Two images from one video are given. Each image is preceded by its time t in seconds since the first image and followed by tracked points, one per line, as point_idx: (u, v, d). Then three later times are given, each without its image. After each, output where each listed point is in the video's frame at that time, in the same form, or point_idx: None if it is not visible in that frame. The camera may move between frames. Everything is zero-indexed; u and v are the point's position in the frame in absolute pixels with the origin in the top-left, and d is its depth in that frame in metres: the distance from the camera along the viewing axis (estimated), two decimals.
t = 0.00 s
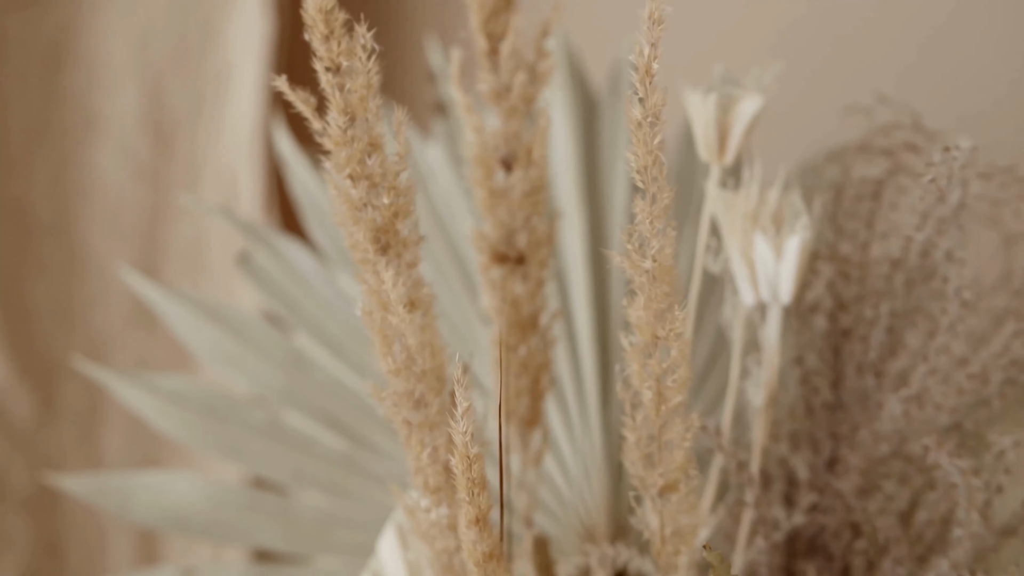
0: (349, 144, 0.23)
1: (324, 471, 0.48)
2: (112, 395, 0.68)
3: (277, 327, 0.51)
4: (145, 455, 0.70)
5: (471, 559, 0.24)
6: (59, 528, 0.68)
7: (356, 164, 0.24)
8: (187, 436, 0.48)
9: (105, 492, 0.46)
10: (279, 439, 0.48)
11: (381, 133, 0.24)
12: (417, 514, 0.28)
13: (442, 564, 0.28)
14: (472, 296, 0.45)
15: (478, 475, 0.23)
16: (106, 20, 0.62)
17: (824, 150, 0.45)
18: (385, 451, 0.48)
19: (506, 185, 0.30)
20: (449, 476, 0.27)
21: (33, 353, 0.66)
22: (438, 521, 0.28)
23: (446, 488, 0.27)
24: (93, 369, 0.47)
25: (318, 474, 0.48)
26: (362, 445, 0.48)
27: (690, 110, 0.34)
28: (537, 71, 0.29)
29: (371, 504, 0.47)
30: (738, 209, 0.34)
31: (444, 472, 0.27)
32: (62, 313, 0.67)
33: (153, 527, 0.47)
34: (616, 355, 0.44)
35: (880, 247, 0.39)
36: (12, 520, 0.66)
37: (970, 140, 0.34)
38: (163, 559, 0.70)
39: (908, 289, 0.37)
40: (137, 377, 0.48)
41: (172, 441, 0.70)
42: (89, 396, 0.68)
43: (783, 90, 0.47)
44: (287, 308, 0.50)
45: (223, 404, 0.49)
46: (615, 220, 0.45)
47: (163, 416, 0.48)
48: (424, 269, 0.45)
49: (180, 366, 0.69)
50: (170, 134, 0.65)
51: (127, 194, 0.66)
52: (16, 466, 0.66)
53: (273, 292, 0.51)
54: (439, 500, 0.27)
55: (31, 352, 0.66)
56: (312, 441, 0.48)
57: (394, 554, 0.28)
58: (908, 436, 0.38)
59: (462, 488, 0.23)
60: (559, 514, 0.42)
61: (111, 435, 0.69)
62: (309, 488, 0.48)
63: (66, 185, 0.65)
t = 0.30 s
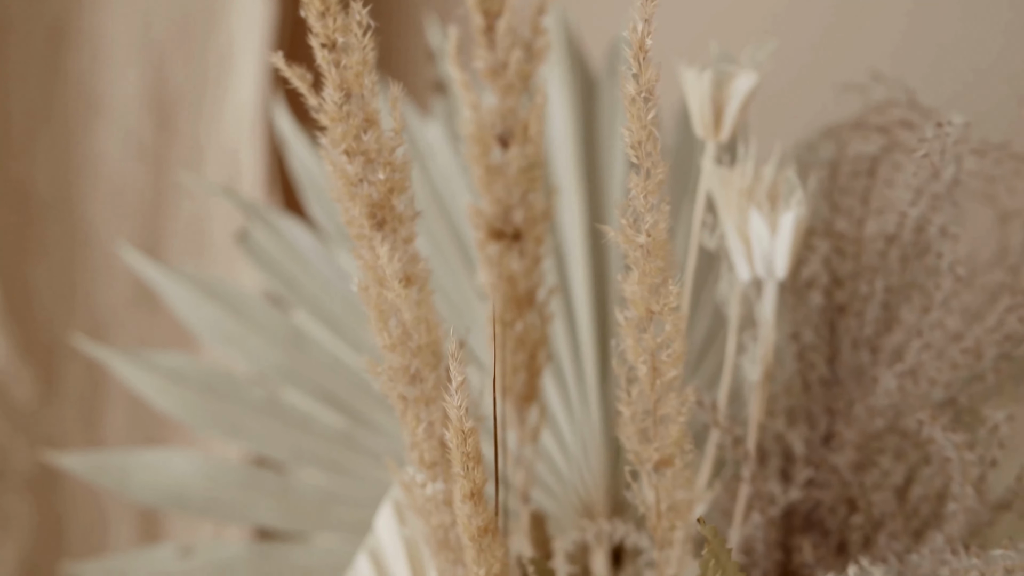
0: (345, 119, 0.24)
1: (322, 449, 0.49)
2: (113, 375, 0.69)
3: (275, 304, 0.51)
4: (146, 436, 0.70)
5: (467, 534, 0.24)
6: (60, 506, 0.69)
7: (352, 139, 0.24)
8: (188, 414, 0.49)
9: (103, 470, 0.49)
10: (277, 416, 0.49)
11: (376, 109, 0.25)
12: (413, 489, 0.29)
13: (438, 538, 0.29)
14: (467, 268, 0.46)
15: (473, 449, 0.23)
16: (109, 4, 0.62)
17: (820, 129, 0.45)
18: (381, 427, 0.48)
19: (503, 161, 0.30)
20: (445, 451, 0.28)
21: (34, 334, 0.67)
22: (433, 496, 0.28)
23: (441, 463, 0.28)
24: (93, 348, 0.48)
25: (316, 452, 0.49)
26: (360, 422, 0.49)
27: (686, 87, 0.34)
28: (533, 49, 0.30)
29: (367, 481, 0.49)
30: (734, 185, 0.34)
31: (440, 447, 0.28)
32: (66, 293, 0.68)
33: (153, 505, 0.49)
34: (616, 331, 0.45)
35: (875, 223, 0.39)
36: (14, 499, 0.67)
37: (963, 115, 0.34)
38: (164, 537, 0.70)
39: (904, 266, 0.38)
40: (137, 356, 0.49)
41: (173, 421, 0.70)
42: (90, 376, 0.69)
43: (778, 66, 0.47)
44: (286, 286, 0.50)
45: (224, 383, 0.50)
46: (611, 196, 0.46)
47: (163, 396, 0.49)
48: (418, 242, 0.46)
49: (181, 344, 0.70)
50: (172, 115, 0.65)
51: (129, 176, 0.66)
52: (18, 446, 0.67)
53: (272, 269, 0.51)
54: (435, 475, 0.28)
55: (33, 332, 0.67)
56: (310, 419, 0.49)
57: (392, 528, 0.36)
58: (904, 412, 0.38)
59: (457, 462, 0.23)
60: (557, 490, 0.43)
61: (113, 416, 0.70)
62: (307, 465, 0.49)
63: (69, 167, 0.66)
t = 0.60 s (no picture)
0: (340, 91, 0.24)
1: (320, 421, 0.50)
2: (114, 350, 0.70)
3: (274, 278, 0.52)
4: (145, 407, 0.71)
5: (460, 501, 0.24)
6: (61, 479, 0.70)
7: (347, 110, 0.24)
8: (185, 386, 0.50)
9: (102, 442, 0.49)
10: (276, 388, 0.50)
11: (371, 81, 0.25)
12: (408, 458, 0.30)
13: (433, 506, 0.29)
14: (466, 242, 0.46)
15: (466, 417, 0.23)
16: None
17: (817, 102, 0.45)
18: (378, 400, 0.49)
19: (500, 134, 0.31)
20: (439, 420, 0.28)
21: (36, 309, 0.68)
22: (428, 465, 0.29)
23: (436, 432, 0.28)
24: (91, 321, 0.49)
25: (316, 424, 0.50)
26: (358, 395, 0.49)
27: (681, 59, 0.34)
28: (529, 20, 0.30)
29: (364, 452, 0.49)
30: (729, 156, 0.35)
31: (434, 416, 0.28)
32: (67, 269, 0.69)
33: (152, 476, 0.50)
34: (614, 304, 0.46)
35: (870, 194, 0.39)
36: (17, 471, 0.69)
37: (957, 87, 0.34)
38: (164, 507, 0.71)
39: (898, 237, 0.38)
40: (136, 329, 0.50)
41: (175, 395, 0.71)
42: (91, 351, 0.70)
43: (773, 42, 0.46)
44: (286, 261, 0.51)
45: (223, 356, 0.50)
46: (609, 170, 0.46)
47: (163, 367, 0.50)
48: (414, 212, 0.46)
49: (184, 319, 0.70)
50: (174, 91, 0.65)
51: (132, 152, 0.66)
52: (20, 419, 0.68)
53: (271, 244, 0.51)
54: (430, 444, 0.28)
55: (35, 307, 0.68)
56: (310, 391, 0.50)
57: (388, 499, 0.37)
58: (896, 381, 0.38)
59: (450, 430, 0.23)
60: (553, 462, 0.44)
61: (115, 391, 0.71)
62: (307, 438, 0.50)
63: (71, 143, 0.67)
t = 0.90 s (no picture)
0: (335, 67, 0.24)
1: (319, 397, 0.51)
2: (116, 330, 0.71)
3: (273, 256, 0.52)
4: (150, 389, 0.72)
5: (455, 475, 0.25)
6: (62, 455, 0.71)
7: (342, 86, 0.25)
8: (185, 363, 0.50)
9: (102, 417, 0.50)
10: (275, 365, 0.51)
11: (366, 57, 0.25)
12: (404, 433, 0.30)
13: (428, 480, 0.30)
14: (462, 217, 0.47)
15: (460, 390, 0.24)
16: None
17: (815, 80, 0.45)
18: (376, 376, 0.49)
19: (495, 110, 0.31)
20: (434, 394, 0.28)
21: (37, 288, 0.69)
22: (423, 439, 0.29)
23: (430, 406, 0.28)
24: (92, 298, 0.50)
25: (314, 400, 0.51)
26: (356, 371, 0.50)
27: (677, 36, 0.34)
28: None
29: (362, 427, 0.50)
30: (726, 133, 0.35)
31: (429, 390, 0.28)
32: (68, 248, 0.69)
33: (151, 452, 0.51)
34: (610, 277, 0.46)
35: (866, 170, 0.40)
36: (18, 448, 0.69)
37: (951, 62, 0.34)
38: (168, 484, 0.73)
39: (894, 213, 0.38)
40: (137, 306, 0.51)
41: (175, 374, 0.72)
42: (93, 332, 0.71)
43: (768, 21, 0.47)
44: (286, 238, 0.51)
45: (224, 333, 0.51)
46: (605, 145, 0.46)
47: (163, 345, 0.50)
48: (412, 188, 0.47)
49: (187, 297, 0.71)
50: (176, 72, 0.65)
51: (133, 133, 0.67)
52: (24, 396, 0.69)
53: (270, 221, 0.52)
54: (424, 417, 0.28)
55: (36, 286, 0.69)
56: (309, 367, 0.51)
57: (384, 474, 0.38)
58: (891, 356, 0.39)
59: (445, 404, 0.24)
60: (551, 438, 0.44)
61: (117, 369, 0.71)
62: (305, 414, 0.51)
63: (73, 123, 0.67)
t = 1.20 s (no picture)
0: (330, 40, 0.25)
1: (317, 370, 0.51)
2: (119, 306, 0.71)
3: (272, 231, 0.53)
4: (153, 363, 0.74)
5: (448, 443, 0.25)
6: (65, 430, 0.72)
7: (337, 59, 0.25)
8: (185, 336, 0.51)
9: (103, 388, 0.51)
10: (273, 338, 0.52)
11: (360, 29, 0.26)
12: (398, 404, 0.31)
13: (423, 450, 0.31)
14: (458, 188, 0.47)
15: (453, 359, 0.24)
16: None
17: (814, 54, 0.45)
18: (372, 349, 0.50)
19: (491, 83, 0.31)
20: (428, 364, 0.29)
21: (40, 264, 0.69)
22: (417, 409, 0.30)
23: (425, 376, 0.29)
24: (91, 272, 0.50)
25: (311, 373, 0.51)
26: (352, 344, 0.51)
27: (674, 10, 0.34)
28: None
29: (358, 399, 0.51)
30: (720, 108, 0.35)
31: (423, 360, 0.29)
32: (72, 225, 0.69)
33: (151, 424, 0.52)
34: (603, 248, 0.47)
35: (861, 143, 0.40)
36: (21, 425, 0.69)
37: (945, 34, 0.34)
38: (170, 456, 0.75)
39: (888, 184, 0.39)
40: (136, 280, 0.51)
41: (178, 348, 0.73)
42: (98, 307, 0.71)
43: None
44: (284, 213, 0.52)
45: (223, 307, 0.52)
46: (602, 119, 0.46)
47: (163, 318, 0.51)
48: (408, 160, 0.47)
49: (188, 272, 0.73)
50: (179, 49, 0.66)
51: (137, 111, 0.67)
52: (27, 373, 0.69)
53: (269, 197, 0.52)
54: (418, 388, 0.29)
55: (39, 262, 0.69)
56: (307, 340, 0.52)
57: (381, 445, 0.38)
58: (885, 328, 0.39)
59: (438, 373, 0.24)
60: (549, 412, 0.45)
61: (120, 345, 0.73)
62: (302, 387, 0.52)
63: (77, 101, 0.67)
